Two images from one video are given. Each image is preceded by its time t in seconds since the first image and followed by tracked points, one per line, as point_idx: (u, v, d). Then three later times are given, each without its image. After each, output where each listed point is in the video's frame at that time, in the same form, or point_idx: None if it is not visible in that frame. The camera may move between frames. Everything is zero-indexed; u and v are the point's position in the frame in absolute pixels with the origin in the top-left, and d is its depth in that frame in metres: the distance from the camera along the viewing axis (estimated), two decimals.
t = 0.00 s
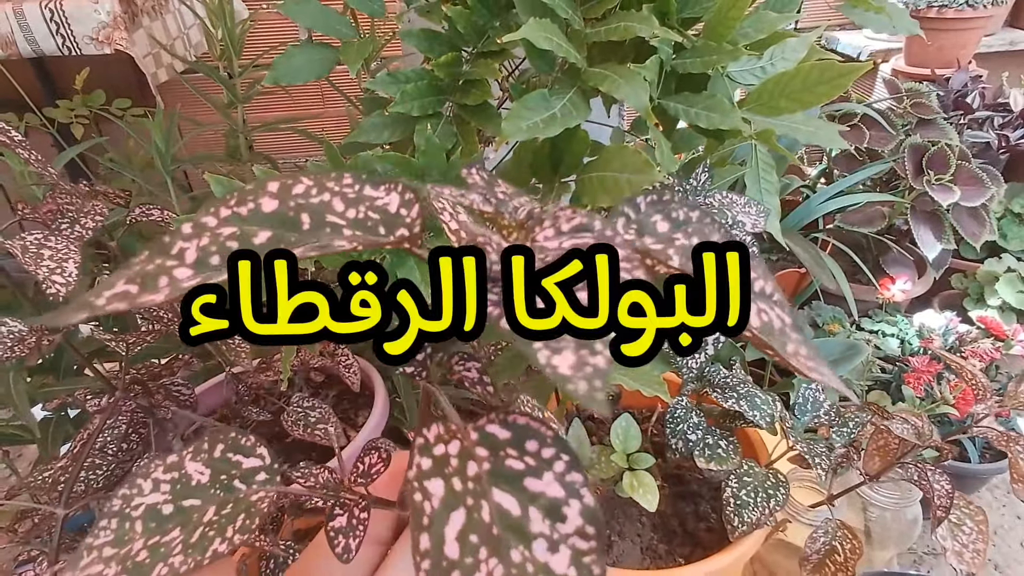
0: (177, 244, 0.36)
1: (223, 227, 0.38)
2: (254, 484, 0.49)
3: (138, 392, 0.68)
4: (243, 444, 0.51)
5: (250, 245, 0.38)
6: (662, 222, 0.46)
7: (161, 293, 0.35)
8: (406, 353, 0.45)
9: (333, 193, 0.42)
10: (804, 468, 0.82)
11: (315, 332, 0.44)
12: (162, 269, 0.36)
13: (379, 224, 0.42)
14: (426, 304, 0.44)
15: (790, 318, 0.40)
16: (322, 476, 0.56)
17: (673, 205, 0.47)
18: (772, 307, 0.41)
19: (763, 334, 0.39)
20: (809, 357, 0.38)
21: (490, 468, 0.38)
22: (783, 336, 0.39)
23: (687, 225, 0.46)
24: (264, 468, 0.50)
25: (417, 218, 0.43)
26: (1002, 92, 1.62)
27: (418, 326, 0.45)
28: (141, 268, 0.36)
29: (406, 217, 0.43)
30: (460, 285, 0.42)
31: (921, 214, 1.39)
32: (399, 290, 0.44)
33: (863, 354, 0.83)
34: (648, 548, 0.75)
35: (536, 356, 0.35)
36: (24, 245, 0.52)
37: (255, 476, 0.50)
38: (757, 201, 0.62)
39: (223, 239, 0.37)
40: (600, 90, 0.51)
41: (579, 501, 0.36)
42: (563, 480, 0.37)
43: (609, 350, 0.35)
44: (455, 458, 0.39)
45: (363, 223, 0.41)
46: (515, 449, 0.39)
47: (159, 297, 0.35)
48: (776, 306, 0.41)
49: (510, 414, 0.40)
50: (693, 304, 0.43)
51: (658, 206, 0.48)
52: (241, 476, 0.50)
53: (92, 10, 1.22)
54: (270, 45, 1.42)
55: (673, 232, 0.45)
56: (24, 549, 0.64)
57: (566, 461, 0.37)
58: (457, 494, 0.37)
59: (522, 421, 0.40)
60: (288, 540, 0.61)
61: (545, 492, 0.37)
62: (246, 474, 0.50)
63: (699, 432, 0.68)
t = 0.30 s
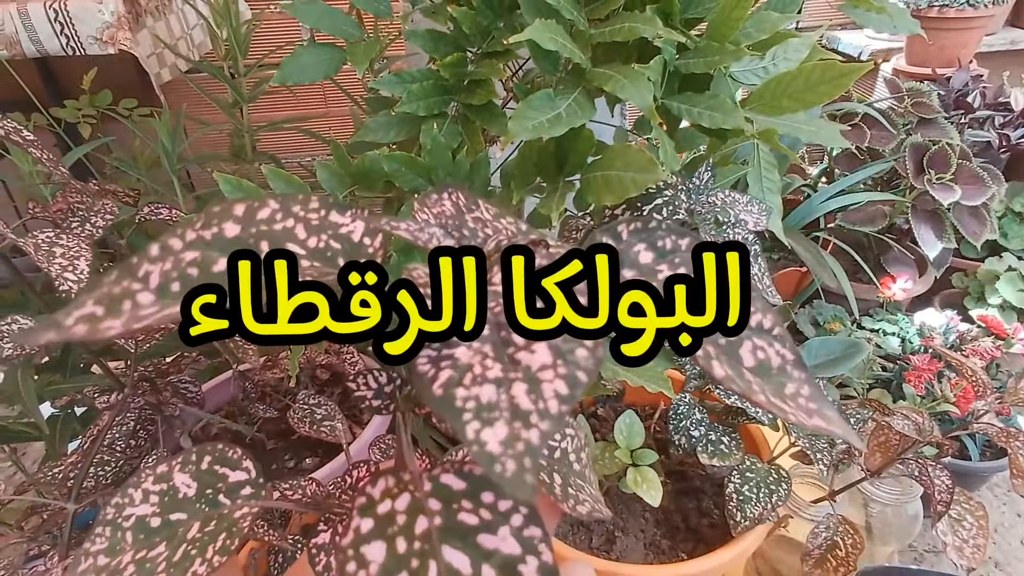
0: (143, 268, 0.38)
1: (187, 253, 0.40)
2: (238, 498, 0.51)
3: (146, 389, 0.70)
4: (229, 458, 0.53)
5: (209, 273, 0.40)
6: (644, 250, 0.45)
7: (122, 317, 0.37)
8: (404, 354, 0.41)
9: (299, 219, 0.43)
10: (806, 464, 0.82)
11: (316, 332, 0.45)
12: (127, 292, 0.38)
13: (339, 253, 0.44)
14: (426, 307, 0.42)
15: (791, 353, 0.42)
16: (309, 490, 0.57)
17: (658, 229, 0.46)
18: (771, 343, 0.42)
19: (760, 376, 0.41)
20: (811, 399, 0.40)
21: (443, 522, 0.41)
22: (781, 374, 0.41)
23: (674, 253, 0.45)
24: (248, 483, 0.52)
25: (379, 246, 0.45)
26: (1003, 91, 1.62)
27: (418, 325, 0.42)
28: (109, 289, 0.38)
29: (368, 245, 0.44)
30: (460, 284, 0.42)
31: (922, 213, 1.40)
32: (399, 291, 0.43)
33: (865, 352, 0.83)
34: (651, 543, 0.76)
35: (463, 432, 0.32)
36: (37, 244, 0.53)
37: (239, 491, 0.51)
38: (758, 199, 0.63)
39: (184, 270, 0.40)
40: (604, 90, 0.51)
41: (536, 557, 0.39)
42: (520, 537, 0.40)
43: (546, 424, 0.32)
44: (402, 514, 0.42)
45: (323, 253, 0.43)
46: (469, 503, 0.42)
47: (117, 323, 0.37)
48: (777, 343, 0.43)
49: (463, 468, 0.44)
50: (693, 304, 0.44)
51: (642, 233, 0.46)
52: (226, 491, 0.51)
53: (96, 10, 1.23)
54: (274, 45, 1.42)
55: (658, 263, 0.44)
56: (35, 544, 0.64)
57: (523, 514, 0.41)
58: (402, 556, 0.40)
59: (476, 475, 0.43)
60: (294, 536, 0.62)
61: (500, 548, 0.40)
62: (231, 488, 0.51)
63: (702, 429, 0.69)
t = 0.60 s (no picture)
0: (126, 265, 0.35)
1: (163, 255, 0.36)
2: (233, 495, 0.50)
3: (152, 385, 0.69)
4: (224, 455, 0.52)
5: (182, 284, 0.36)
6: (631, 251, 0.38)
7: (102, 319, 0.34)
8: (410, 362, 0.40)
9: (277, 220, 0.39)
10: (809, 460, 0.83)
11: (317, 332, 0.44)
12: (110, 291, 0.35)
13: (317, 254, 0.39)
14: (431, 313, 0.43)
15: (788, 354, 0.35)
16: (305, 486, 0.58)
17: (647, 227, 0.39)
18: (765, 346, 0.35)
19: (751, 385, 0.34)
20: (807, 405, 0.34)
21: (417, 523, 0.38)
22: (774, 380, 0.34)
23: (663, 255, 0.38)
24: (243, 480, 0.51)
25: (357, 247, 0.40)
26: (1005, 90, 1.62)
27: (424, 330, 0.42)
28: (92, 289, 0.35)
29: (346, 245, 0.39)
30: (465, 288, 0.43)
31: (924, 211, 1.40)
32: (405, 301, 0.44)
33: (868, 350, 0.82)
34: (655, 539, 0.76)
35: (407, 441, 0.29)
36: (45, 240, 0.54)
37: (234, 488, 0.51)
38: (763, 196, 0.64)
39: (151, 282, 0.35)
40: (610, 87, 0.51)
41: (513, 559, 0.37)
42: (496, 538, 0.37)
43: (495, 437, 0.29)
44: (375, 518, 0.39)
45: (300, 254, 0.38)
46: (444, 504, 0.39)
47: (100, 323, 0.34)
48: (772, 347, 0.35)
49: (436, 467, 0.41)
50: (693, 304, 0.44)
51: (629, 233, 0.39)
52: (221, 488, 0.50)
53: (99, 9, 1.23)
54: (277, 43, 1.43)
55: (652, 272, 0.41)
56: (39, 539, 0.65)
57: (499, 517, 0.38)
58: (374, 557, 0.38)
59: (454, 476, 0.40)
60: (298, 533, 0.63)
61: (476, 550, 0.37)
62: (226, 485, 0.51)
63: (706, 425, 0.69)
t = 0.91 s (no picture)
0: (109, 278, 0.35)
1: (156, 259, 0.36)
2: (232, 492, 0.51)
3: (156, 384, 0.70)
4: (224, 452, 0.53)
5: (175, 282, 0.36)
6: (622, 245, 0.38)
7: (88, 331, 0.33)
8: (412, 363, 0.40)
9: (266, 223, 0.39)
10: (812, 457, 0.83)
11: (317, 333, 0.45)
12: (94, 305, 0.34)
13: (305, 256, 0.39)
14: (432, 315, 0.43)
15: (781, 345, 0.35)
16: (304, 484, 0.59)
17: (637, 221, 0.39)
18: (758, 337, 0.35)
19: (744, 375, 0.34)
20: (801, 395, 0.34)
21: (406, 525, 0.38)
22: (768, 370, 0.34)
23: (654, 248, 0.38)
24: (243, 477, 0.52)
25: (345, 247, 0.40)
26: (1008, 89, 1.62)
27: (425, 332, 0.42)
28: (76, 303, 0.35)
29: (335, 246, 0.39)
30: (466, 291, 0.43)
31: (926, 210, 1.40)
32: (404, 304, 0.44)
33: (869, 349, 0.81)
34: (658, 537, 0.76)
35: (401, 446, 0.29)
36: (50, 238, 0.54)
37: (233, 484, 0.51)
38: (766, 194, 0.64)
39: (151, 276, 0.36)
40: (614, 85, 0.52)
41: (503, 559, 0.37)
42: (485, 539, 0.38)
43: (487, 439, 0.29)
44: (364, 519, 0.39)
45: (289, 255, 0.38)
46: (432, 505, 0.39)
47: (83, 336, 0.33)
48: (765, 337, 0.35)
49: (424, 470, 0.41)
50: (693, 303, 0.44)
51: (620, 226, 0.39)
52: (220, 484, 0.51)
53: (101, 8, 1.20)
54: (278, 42, 1.42)
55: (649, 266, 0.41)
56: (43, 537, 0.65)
57: (489, 517, 0.38)
58: (360, 559, 0.38)
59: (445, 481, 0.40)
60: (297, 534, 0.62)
61: (464, 550, 0.37)
62: (225, 482, 0.51)
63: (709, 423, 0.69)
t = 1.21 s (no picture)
0: (108, 278, 0.36)
1: (152, 261, 0.37)
2: (233, 492, 0.51)
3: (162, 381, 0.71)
4: (225, 453, 0.53)
5: (172, 283, 0.37)
6: (616, 252, 0.39)
7: (88, 330, 0.34)
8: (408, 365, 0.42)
9: (261, 226, 0.40)
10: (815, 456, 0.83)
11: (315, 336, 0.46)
12: (96, 304, 0.36)
13: (299, 258, 0.39)
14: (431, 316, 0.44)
15: (780, 361, 0.35)
16: (304, 482, 0.60)
17: (633, 228, 0.39)
18: (757, 352, 0.35)
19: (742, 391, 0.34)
20: (801, 413, 0.33)
21: (394, 527, 0.39)
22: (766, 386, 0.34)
23: (649, 256, 0.38)
24: (243, 477, 0.52)
25: (338, 249, 0.40)
26: (1010, 88, 1.62)
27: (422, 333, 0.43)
28: (78, 303, 0.36)
29: (328, 248, 0.40)
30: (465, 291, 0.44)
31: (928, 209, 1.40)
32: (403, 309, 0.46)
33: (871, 349, 0.81)
34: (661, 535, 0.77)
35: (375, 448, 0.29)
36: (59, 237, 0.54)
37: (234, 484, 0.52)
38: (769, 193, 0.64)
39: (148, 277, 0.37)
40: (618, 85, 0.52)
41: (488, 565, 0.37)
42: (473, 544, 0.38)
43: (462, 443, 0.29)
44: (352, 521, 0.40)
45: (282, 258, 0.39)
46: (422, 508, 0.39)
47: (84, 335, 0.34)
48: (764, 352, 0.35)
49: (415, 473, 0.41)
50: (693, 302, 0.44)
51: (615, 233, 0.39)
52: (222, 484, 0.51)
53: (105, 8, 1.16)
54: (282, 42, 1.43)
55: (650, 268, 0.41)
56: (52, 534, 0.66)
57: (477, 522, 0.38)
58: (347, 560, 0.38)
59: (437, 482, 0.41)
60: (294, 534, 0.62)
61: (452, 556, 0.38)
62: (227, 482, 0.52)
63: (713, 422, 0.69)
